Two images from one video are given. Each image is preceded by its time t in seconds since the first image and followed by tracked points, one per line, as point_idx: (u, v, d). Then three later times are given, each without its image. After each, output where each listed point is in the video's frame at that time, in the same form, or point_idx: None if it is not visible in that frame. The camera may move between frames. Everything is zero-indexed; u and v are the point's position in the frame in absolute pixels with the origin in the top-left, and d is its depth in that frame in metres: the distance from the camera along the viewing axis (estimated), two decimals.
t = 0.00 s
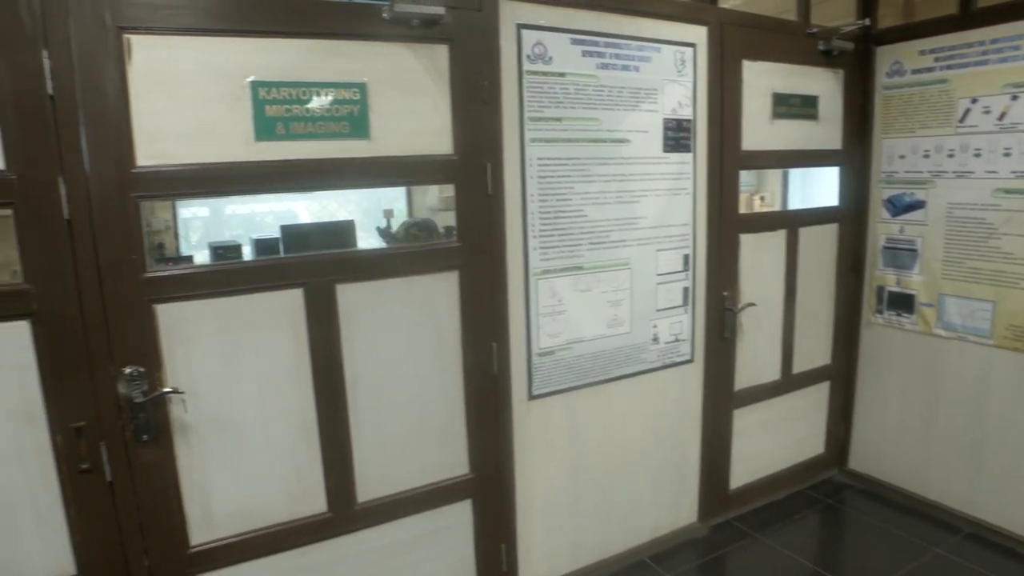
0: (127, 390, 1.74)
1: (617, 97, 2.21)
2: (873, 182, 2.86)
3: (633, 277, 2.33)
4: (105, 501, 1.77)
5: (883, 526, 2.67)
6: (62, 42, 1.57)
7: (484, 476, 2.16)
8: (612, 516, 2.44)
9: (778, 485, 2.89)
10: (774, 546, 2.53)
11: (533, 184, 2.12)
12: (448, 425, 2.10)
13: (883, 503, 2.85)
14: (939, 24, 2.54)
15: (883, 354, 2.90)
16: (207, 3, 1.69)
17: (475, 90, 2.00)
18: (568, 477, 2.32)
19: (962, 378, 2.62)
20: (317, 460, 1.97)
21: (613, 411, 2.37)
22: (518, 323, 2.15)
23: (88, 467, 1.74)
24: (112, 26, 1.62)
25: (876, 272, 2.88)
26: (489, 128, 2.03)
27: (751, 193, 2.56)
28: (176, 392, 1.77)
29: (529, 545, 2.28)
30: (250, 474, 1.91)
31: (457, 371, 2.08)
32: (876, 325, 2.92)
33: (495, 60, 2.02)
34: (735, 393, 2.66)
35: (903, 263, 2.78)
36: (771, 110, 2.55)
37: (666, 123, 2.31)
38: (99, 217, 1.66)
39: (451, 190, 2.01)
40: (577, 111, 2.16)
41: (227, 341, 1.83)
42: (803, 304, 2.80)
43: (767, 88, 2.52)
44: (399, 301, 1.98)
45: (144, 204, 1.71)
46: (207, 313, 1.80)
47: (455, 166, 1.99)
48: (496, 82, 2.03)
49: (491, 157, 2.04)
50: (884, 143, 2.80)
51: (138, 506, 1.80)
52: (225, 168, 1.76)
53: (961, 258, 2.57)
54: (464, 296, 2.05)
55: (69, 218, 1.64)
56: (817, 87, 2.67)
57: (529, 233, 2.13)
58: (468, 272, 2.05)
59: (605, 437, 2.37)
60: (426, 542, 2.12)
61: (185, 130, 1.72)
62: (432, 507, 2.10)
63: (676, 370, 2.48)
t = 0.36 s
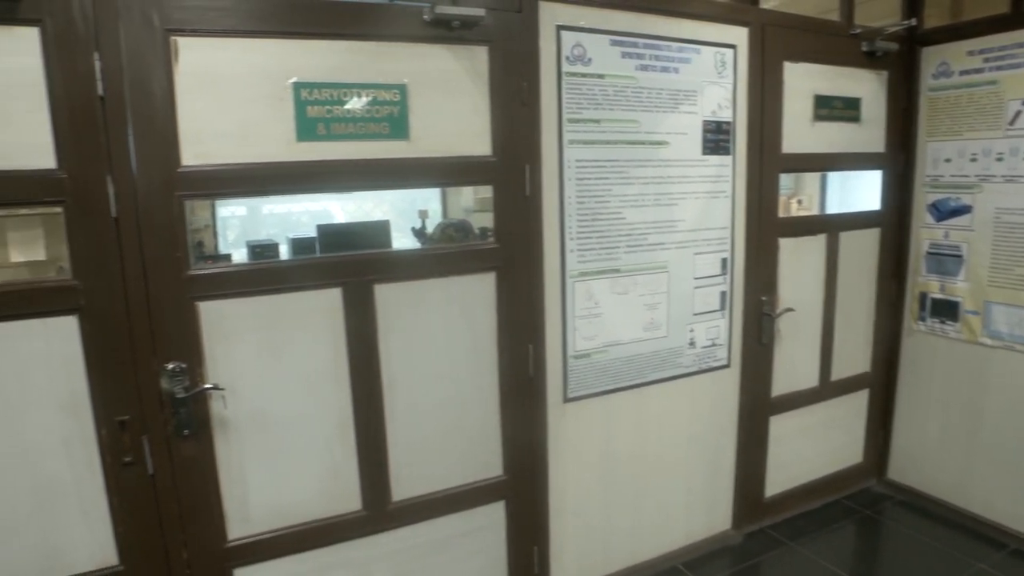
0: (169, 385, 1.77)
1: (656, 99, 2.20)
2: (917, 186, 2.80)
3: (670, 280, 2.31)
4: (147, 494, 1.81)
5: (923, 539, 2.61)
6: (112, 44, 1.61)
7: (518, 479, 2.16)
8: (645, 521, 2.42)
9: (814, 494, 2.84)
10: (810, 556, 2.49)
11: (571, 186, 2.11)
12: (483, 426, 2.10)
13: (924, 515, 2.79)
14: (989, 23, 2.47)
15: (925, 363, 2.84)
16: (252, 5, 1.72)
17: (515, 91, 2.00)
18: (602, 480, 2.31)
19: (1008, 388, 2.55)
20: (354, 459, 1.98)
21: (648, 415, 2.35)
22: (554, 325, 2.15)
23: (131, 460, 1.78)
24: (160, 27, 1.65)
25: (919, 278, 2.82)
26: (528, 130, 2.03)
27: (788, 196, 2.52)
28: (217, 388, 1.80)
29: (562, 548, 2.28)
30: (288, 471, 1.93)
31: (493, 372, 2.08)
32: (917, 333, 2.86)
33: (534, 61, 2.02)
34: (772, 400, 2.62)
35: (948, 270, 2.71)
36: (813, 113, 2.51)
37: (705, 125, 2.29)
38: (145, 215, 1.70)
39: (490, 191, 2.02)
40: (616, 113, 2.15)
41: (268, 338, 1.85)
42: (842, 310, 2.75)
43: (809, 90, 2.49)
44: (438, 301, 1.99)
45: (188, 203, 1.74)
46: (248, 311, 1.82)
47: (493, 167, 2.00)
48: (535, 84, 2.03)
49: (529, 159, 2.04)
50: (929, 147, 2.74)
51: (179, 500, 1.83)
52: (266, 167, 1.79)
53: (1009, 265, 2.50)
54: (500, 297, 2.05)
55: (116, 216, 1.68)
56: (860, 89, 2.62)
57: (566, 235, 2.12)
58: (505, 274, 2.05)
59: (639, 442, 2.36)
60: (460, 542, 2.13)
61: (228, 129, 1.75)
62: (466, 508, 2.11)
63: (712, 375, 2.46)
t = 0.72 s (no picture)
0: (218, 379, 1.80)
1: (702, 97, 2.17)
2: (970, 186, 2.71)
3: (714, 281, 2.28)
4: (195, 485, 1.84)
5: (972, 549, 2.53)
6: (165, 45, 1.64)
7: (558, 478, 2.15)
8: (684, 524, 2.40)
9: (857, 501, 2.78)
10: (853, 564, 2.44)
11: (615, 185, 2.10)
12: (524, 424, 2.10)
13: (973, 525, 2.71)
14: None
15: (975, 368, 2.76)
16: (302, 5, 1.74)
17: (559, 90, 1.99)
18: (642, 482, 2.29)
19: None
20: (396, 455, 2.00)
21: (690, 417, 2.33)
22: (596, 325, 2.14)
23: (179, 451, 1.81)
24: (211, 27, 1.68)
25: (971, 280, 2.74)
26: (572, 128, 2.02)
27: (833, 196, 2.46)
28: (263, 383, 1.82)
29: (601, 549, 2.27)
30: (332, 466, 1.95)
31: (535, 371, 2.08)
32: (968, 337, 2.78)
33: (578, 59, 2.00)
34: (816, 403, 2.57)
35: (1001, 272, 2.63)
36: (862, 111, 2.46)
37: (752, 123, 2.26)
38: (196, 211, 1.73)
39: (533, 190, 2.01)
40: (661, 111, 2.12)
41: (314, 334, 1.88)
42: (889, 313, 2.69)
43: (858, 87, 2.43)
44: (481, 300, 2.00)
45: (237, 200, 1.77)
46: (294, 306, 1.84)
47: (537, 166, 1.99)
48: (580, 82, 2.01)
49: (573, 157, 2.03)
50: (983, 145, 2.65)
51: (226, 492, 1.86)
52: (313, 165, 1.80)
53: None
54: (543, 296, 2.05)
55: (168, 213, 1.71)
56: (911, 85, 2.56)
57: (610, 234, 2.11)
58: (548, 273, 2.04)
59: (680, 444, 2.33)
60: (500, 540, 2.13)
61: (277, 128, 1.78)
62: (507, 506, 2.11)
63: (754, 378, 2.42)
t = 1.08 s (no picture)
0: (268, 375, 1.83)
1: (753, 96, 2.14)
2: None
3: (764, 283, 2.24)
4: (247, 480, 1.87)
5: None
6: (221, 48, 1.68)
7: (603, 481, 2.14)
8: (730, 529, 2.36)
9: (909, 511, 2.71)
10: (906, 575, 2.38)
11: (663, 185, 2.08)
12: (570, 426, 2.09)
13: None
14: None
15: None
16: (354, 7, 1.76)
17: (608, 89, 1.98)
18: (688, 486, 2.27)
19: None
20: (443, 454, 2.00)
21: (737, 421, 2.29)
22: (644, 327, 2.12)
23: (230, 446, 1.85)
24: (265, 31, 1.71)
25: None
26: (620, 128, 2.00)
27: (885, 197, 2.40)
28: (313, 380, 1.85)
29: (645, 553, 2.25)
30: (379, 464, 1.97)
31: (581, 372, 2.07)
32: None
33: (627, 59, 1.99)
34: (868, 410, 2.50)
35: None
36: (918, 109, 2.39)
37: (803, 122, 2.21)
38: (250, 211, 1.76)
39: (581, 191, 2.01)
40: (711, 111, 2.10)
41: (363, 333, 1.89)
42: (945, 318, 2.61)
43: (914, 84, 2.37)
44: (528, 300, 1.99)
45: (289, 200, 1.80)
46: (345, 305, 1.87)
47: (585, 166, 1.98)
48: (628, 82, 2.00)
49: (622, 157, 2.01)
50: None
51: (276, 487, 1.90)
52: (364, 165, 1.82)
53: None
54: (589, 297, 2.04)
55: (222, 212, 1.74)
56: (970, 82, 2.48)
57: (658, 235, 2.09)
58: (594, 273, 2.03)
59: (727, 448, 2.30)
60: (544, 541, 2.13)
61: (330, 129, 1.80)
62: (552, 508, 2.11)
63: (804, 382, 2.37)
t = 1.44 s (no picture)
0: (319, 374, 1.86)
1: (808, 98, 2.09)
2: None
3: (816, 289, 2.19)
4: (297, 477, 1.90)
5: None
6: (278, 51, 1.71)
7: (649, 486, 2.12)
8: (777, 539, 2.32)
9: (965, 526, 2.61)
10: None
11: (714, 188, 2.05)
12: (616, 430, 2.08)
13: None
14: None
15: None
16: (407, 10, 1.77)
17: (659, 91, 1.96)
18: (735, 494, 2.23)
19: None
20: (490, 456, 2.01)
21: (787, 429, 2.25)
22: (692, 332, 2.09)
23: (281, 443, 1.87)
24: (320, 34, 1.73)
25: None
26: (671, 129, 1.98)
27: (942, 201, 2.33)
28: (362, 380, 1.87)
29: (691, 561, 2.22)
30: (425, 464, 1.98)
31: (627, 376, 2.06)
32: None
33: (678, 60, 1.96)
34: (923, 420, 2.43)
35: None
36: (980, 110, 2.32)
37: (860, 124, 2.16)
38: (303, 211, 1.78)
39: (631, 193, 1.99)
40: (764, 113, 2.06)
41: (412, 334, 1.91)
42: (1006, 326, 2.51)
43: (976, 85, 2.29)
44: (575, 303, 1.99)
45: (342, 201, 1.82)
46: (394, 306, 1.88)
47: (635, 169, 1.97)
48: (680, 83, 1.97)
49: (672, 160, 1.99)
50: None
51: (325, 485, 1.92)
52: (416, 167, 1.83)
53: None
54: (637, 301, 2.02)
55: (276, 212, 1.77)
56: None
57: (709, 238, 2.06)
58: (642, 277, 2.01)
59: (775, 456, 2.25)
60: (588, 545, 2.12)
61: (383, 131, 1.82)
62: (597, 511, 2.10)
63: (856, 391, 2.31)
